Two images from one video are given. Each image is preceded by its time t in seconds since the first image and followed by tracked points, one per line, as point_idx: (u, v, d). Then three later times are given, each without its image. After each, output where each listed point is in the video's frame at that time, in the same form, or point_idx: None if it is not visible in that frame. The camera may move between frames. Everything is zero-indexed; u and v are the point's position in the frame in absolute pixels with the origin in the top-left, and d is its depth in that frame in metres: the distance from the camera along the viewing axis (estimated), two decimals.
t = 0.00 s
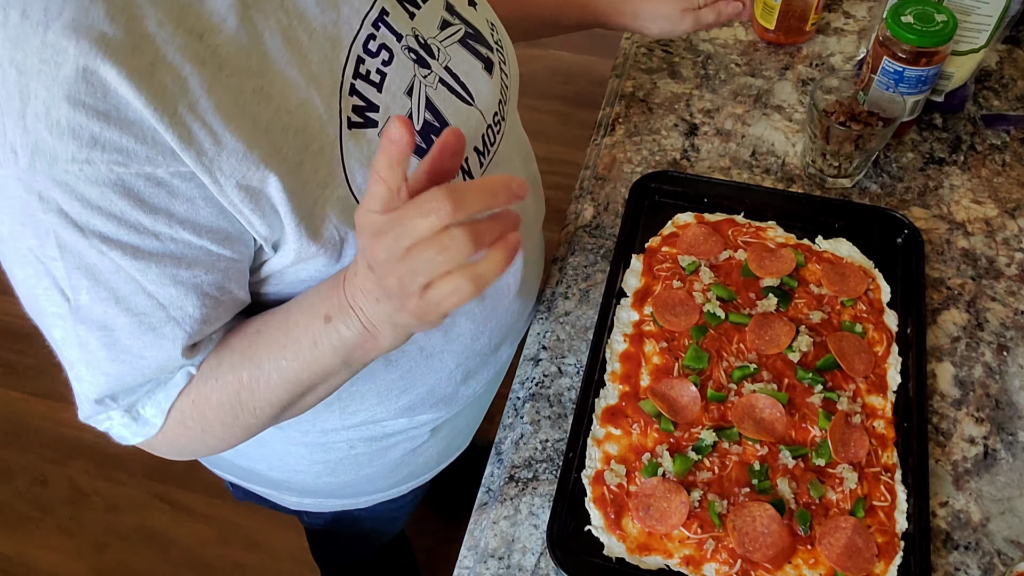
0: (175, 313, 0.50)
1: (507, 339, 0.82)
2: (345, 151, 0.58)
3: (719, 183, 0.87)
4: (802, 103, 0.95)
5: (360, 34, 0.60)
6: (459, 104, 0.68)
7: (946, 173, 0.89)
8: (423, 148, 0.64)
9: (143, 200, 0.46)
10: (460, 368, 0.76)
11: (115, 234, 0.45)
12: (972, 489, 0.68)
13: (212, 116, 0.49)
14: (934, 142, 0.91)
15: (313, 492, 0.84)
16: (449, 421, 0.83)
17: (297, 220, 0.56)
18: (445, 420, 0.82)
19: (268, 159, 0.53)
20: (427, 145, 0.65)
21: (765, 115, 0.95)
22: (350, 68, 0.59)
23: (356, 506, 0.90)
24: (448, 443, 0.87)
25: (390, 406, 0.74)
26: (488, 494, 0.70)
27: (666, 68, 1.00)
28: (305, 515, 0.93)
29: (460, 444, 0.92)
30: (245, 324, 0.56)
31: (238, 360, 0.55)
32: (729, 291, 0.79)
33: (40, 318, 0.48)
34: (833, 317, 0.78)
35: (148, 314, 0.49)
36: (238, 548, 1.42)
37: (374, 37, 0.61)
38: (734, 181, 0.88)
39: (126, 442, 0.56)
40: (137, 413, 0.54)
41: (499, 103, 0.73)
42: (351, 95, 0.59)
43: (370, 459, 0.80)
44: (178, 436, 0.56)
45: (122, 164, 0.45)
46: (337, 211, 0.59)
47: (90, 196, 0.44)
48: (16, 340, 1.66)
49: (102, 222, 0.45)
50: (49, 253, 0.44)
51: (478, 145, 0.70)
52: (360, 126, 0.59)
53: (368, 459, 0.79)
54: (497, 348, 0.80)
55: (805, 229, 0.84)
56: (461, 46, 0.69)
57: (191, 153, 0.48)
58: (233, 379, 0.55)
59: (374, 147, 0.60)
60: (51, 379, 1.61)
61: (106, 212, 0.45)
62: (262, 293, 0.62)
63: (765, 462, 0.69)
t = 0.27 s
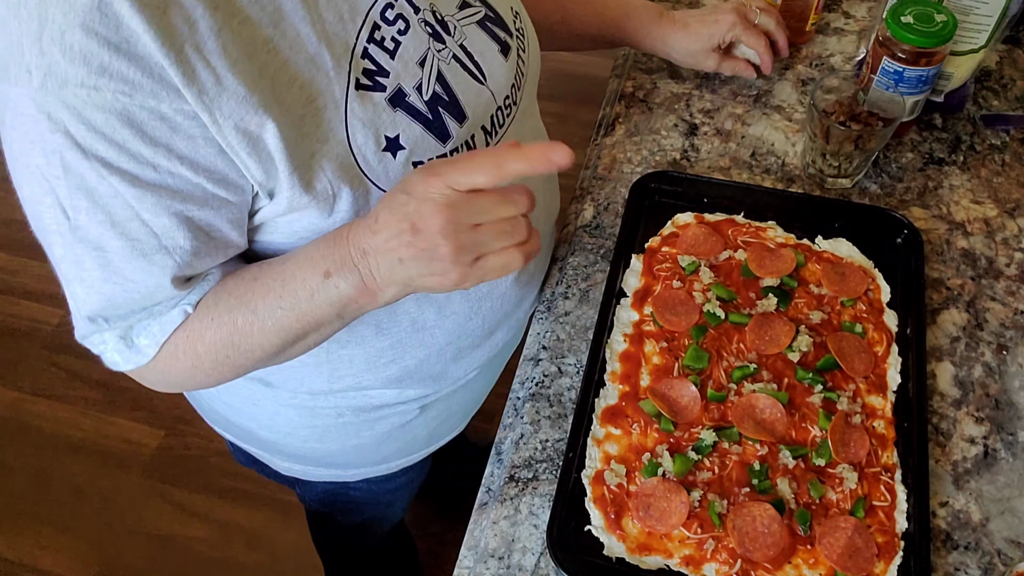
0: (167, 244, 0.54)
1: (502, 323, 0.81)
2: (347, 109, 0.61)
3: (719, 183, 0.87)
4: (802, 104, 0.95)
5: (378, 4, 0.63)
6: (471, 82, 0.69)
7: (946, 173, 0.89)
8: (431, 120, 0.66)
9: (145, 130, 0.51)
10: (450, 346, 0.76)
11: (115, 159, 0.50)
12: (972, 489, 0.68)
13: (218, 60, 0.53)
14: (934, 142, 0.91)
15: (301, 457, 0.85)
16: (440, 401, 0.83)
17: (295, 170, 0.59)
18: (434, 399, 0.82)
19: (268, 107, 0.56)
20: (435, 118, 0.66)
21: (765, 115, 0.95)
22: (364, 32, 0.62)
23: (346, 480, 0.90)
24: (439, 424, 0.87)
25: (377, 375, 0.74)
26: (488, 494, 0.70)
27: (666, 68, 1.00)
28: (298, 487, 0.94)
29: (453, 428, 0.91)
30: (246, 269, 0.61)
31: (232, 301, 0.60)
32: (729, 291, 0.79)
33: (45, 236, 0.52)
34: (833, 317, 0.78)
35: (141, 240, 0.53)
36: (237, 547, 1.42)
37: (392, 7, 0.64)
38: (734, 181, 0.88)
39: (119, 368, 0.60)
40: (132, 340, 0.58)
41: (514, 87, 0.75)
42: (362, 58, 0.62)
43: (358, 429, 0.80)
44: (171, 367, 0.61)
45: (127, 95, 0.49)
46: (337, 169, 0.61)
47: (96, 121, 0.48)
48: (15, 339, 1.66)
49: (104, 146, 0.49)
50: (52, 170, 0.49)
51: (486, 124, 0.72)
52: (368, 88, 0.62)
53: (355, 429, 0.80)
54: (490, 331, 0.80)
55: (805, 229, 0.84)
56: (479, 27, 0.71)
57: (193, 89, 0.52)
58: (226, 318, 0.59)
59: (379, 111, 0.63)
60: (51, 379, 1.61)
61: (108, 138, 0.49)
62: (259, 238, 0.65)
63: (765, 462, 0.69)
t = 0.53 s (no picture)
0: (164, 183, 0.55)
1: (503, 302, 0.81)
2: (363, 74, 0.60)
3: (719, 183, 0.87)
4: (802, 104, 0.95)
5: None
6: (490, 64, 0.68)
7: (946, 173, 0.89)
8: (444, 96, 0.65)
9: (161, 74, 0.51)
10: (446, 318, 0.76)
11: (128, 96, 0.51)
12: (972, 489, 0.68)
13: (241, 13, 0.54)
14: (934, 142, 0.91)
15: (296, 416, 0.85)
16: (435, 372, 0.83)
17: (301, 126, 0.59)
18: (429, 370, 0.82)
19: (284, 62, 0.56)
20: (449, 94, 0.65)
21: (765, 115, 0.95)
22: (389, 3, 0.61)
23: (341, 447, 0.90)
24: (433, 399, 0.86)
25: (371, 337, 0.74)
26: (488, 494, 0.70)
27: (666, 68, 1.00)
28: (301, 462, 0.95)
29: (448, 408, 0.91)
30: (246, 222, 0.62)
31: (225, 252, 0.60)
32: (729, 291, 0.79)
33: (53, 153, 0.53)
34: (833, 317, 0.78)
35: (140, 175, 0.54)
36: (237, 547, 1.42)
37: None
38: (734, 181, 0.88)
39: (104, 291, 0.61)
40: (120, 266, 0.59)
41: (532, 73, 0.73)
42: (384, 27, 0.61)
43: (352, 392, 0.80)
44: (156, 300, 0.62)
45: (149, 37, 0.50)
46: (347, 131, 0.61)
47: (117, 59, 0.49)
48: (16, 339, 1.66)
49: (119, 83, 0.50)
50: (68, 96, 0.50)
51: (500, 105, 0.70)
52: (385, 57, 0.61)
53: (348, 391, 0.80)
54: (489, 311, 0.80)
55: (805, 229, 0.84)
56: (505, 11, 0.69)
57: (212, 36, 0.52)
58: (215, 266, 0.60)
59: (395, 80, 0.61)
60: (51, 379, 1.61)
61: (125, 75, 0.50)
62: (258, 190, 0.65)
63: (766, 462, 0.70)
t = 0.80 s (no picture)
0: (169, 123, 0.55)
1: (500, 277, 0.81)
2: (375, 46, 0.60)
3: (719, 183, 0.87)
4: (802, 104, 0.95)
5: None
6: (502, 55, 0.68)
7: (946, 173, 0.89)
8: (452, 78, 0.64)
9: (179, 20, 0.52)
10: (438, 289, 0.75)
11: (143, 35, 0.51)
12: (972, 489, 0.68)
13: None
14: (934, 142, 0.91)
15: (287, 376, 0.85)
16: (426, 341, 0.81)
17: (308, 88, 0.59)
18: (419, 339, 0.80)
19: (299, 22, 0.56)
20: (456, 76, 0.65)
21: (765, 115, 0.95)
22: None
23: (332, 416, 0.90)
24: (422, 370, 0.85)
25: (362, 300, 0.74)
26: (488, 494, 0.70)
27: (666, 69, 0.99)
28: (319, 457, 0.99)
29: (438, 382, 0.89)
30: (248, 176, 0.62)
31: (223, 201, 0.60)
32: (729, 291, 0.79)
33: (69, 81, 0.54)
34: (833, 317, 0.78)
35: (148, 113, 0.54)
36: (236, 548, 1.42)
37: None
38: (734, 181, 0.88)
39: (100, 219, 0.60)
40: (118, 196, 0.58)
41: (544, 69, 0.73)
42: (401, 4, 0.60)
43: (342, 354, 0.79)
44: (149, 237, 0.62)
45: None
46: (353, 98, 0.61)
47: None
48: (15, 339, 1.66)
49: (138, 23, 0.51)
50: (89, 27, 0.51)
51: (506, 95, 0.70)
52: (399, 33, 0.61)
53: (337, 353, 0.79)
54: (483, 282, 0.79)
55: (805, 229, 0.84)
56: (524, 5, 0.69)
57: None
58: (211, 214, 0.60)
59: (404, 57, 0.61)
60: (50, 378, 1.61)
61: (145, 16, 0.51)
62: (260, 146, 0.64)
63: (765, 462, 0.69)
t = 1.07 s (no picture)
0: (165, 124, 0.55)
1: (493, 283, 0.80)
2: (372, 54, 0.60)
3: (719, 183, 0.87)
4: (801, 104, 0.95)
5: None
6: (499, 64, 0.67)
7: (946, 173, 0.89)
8: (447, 87, 0.64)
9: (176, 24, 0.52)
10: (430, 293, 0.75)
11: (141, 37, 0.51)
12: (972, 489, 0.68)
13: None
14: (934, 142, 0.91)
15: (278, 368, 0.85)
16: (419, 342, 0.81)
17: (302, 96, 0.59)
18: (410, 339, 0.80)
19: (294, 29, 0.56)
20: (451, 85, 0.65)
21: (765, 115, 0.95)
22: None
23: (320, 410, 0.90)
24: (412, 370, 0.85)
25: (354, 300, 0.74)
26: (488, 494, 0.70)
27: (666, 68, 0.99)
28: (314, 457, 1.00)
29: (428, 381, 0.89)
30: (246, 178, 0.62)
31: (220, 203, 0.60)
32: (728, 291, 0.79)
33: (68, 80, 0.54)
34: (833, 317, 0.78)
35: (144, 113, 0.54)
36: (237, 549, 1.42)
37: None
38: (734, 181, 0.88)
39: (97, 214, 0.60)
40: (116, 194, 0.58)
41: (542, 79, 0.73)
42: (399, 13, 0.60)
43: (333, 351, 0.79)
44: (144, 233, 0.62)
45: None
46: (348, 105, 0.61)
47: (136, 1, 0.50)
48: (15, 341, 1.66)
49: (135, 25, 0.51)
50: (86, 29, 0.51)
51: (502, 104, 0.70)
52: (396, 41, 0.61)
53: (328, 350, 0.79)
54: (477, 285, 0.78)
55: (805, 229, 0.84)
56: (524, 15, 0.69)
57: None
58: (207, 214, 0.60)
59: (400, 65, 0.61)
60: (51, 380, 1.61)
61: (142, 19, 0.51)
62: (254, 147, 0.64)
63: (765, 462, 0.70)
